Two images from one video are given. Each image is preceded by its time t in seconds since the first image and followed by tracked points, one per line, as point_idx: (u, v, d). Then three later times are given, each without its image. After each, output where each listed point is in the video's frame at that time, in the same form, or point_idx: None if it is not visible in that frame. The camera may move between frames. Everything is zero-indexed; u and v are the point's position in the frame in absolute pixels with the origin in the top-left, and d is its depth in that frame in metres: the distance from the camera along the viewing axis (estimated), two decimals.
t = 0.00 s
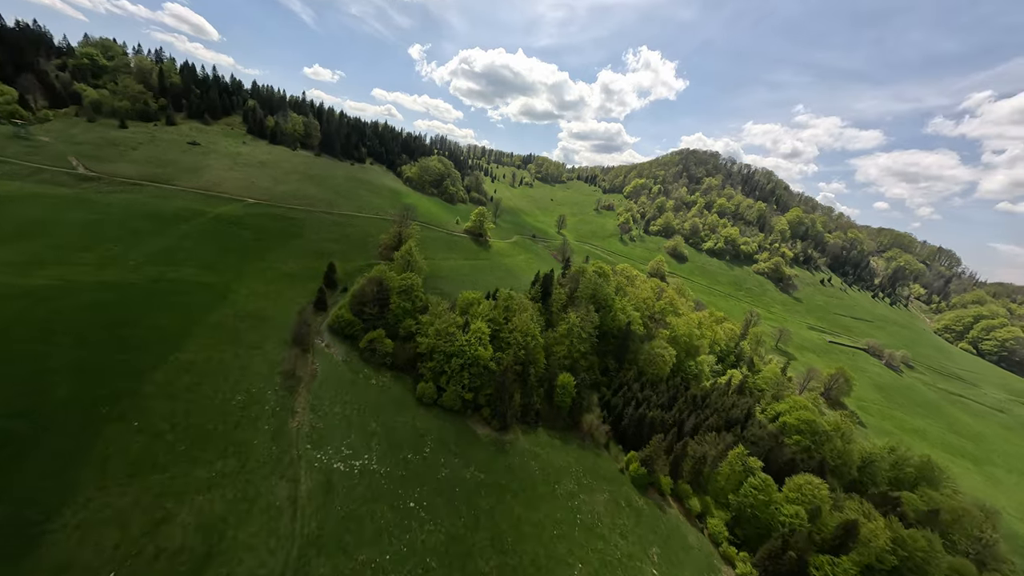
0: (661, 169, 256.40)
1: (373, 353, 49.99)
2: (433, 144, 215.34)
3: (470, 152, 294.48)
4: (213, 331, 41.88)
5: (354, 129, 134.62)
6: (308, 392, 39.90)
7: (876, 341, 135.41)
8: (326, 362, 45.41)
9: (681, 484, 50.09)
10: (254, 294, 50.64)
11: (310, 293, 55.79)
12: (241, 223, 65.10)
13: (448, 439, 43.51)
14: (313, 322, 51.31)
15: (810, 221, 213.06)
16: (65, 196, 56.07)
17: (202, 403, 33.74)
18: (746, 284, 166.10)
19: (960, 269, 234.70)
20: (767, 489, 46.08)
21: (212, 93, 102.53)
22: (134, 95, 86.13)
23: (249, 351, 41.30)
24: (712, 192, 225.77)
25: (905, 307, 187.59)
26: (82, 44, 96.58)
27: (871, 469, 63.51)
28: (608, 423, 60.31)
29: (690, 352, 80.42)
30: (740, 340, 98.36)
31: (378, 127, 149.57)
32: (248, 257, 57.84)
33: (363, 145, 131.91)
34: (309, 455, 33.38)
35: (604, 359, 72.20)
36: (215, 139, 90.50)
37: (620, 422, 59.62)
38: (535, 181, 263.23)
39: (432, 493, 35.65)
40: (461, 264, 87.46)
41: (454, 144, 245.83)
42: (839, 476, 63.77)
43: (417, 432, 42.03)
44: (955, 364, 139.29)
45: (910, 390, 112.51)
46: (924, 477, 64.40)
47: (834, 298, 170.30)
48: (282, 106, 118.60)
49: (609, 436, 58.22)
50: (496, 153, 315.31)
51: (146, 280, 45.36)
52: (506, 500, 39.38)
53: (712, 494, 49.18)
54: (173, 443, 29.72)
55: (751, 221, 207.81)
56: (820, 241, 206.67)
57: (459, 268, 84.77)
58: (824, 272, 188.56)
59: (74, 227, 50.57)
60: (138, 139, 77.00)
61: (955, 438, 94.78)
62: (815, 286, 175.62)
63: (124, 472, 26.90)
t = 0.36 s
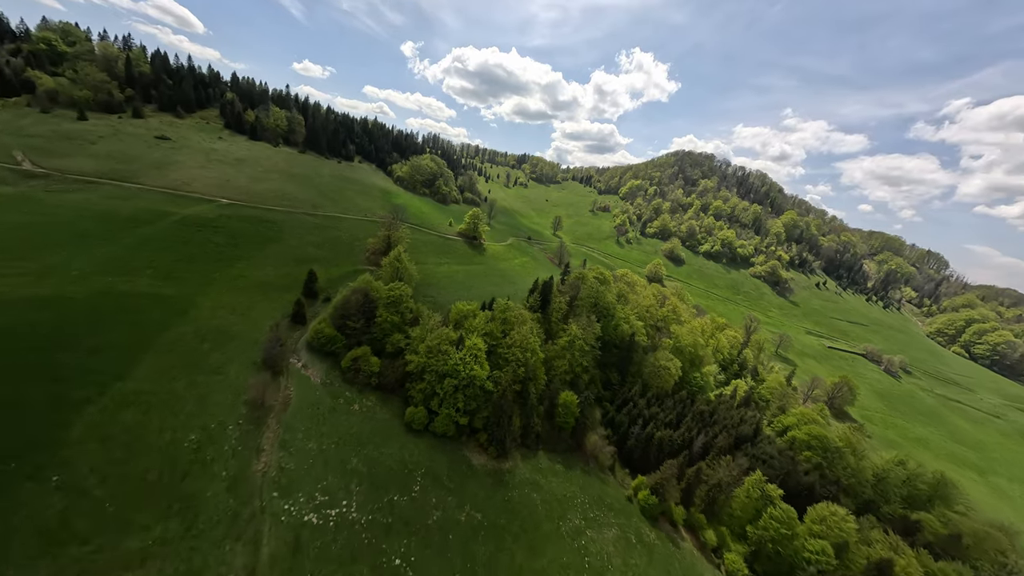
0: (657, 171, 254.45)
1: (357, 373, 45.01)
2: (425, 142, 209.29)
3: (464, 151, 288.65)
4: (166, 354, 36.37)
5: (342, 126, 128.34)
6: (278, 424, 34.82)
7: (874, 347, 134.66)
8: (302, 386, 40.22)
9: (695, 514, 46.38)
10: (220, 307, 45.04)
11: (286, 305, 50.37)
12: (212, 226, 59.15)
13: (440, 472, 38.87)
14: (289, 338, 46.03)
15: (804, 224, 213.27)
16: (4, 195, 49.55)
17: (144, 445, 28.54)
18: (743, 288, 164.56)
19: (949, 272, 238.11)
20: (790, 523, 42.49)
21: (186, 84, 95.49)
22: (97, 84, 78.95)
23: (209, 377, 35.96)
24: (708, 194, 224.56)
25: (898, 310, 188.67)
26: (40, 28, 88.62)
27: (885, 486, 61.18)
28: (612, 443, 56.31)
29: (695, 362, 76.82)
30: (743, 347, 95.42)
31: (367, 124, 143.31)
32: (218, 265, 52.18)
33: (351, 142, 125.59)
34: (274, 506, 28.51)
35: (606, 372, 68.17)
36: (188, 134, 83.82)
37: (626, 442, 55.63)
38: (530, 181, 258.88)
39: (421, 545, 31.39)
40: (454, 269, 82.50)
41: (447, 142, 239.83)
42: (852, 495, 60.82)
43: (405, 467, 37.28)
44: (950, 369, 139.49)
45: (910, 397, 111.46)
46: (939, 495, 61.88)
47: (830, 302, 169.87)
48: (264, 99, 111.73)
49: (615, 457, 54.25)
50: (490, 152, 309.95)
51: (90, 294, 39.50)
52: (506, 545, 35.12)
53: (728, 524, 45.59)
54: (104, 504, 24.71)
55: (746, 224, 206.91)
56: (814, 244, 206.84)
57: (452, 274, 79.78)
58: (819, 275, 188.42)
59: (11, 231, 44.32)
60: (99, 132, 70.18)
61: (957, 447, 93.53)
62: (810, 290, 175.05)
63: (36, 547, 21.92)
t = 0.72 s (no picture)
0: (652, 171, 252.49)
1: (339, 398, 39.97)
2: (416, 140, 203.04)
3: (457, 150, 282.98)
4: (107, 387, 31.20)
5: (328, 122, 122.06)
6: (240, 468, 30.12)
7: (871, 351, 133.90)
8: (273, 417, 35.22)
9: (712, 547, 42.77)
10: (179, 325, 39.63)
11: (259, 319, 45.07)
12: (177, 229, 53.35)
13: (432, 514, 34.48)
14: (261, 359, 40.89)
15: (799, 226, 213.45)
16: None
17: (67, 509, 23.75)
18: (740, 291, 163.08)
19: (937, 274, 241.55)
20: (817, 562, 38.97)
21: (156, 74, 88.47)
22: (52, 72, 71.83)
23: (158, 414, 30.96)
24: (703, 195, 223.23)
25: (890, 313, 189.73)
26: None
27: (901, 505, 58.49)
28: (619, 465, 52.37)
29: (701, 373, 73.35)
30: (746, 355, 92.63)
31: (356, 120, 137.06)
32: (182, 275, 46.77)
33: (338, 140, 119.40)
34: None
35: (610, 386, 64.24)
36: (156, 128, 77.15)
37: (634, 465, 51.77)
38: (524, 181, 254.30)
39: None
40: (447, 275, 77.54)
41: (440, 140, 233.69)
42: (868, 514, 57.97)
43: (391, 512, 32.76)
44: (945, 372, 139.69)
45: (910, 403, 110.39)
46: (954, 512, 59.50)
47: (825, 305, 169.50)
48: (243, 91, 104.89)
49: (622, 483, 50.35)
50: (484, 151, 304.52)
51: (20, 312, 33.82)
52: None
53: (747, 558, 42.22)
54: None
55: (742, 226, 205.99)
56: (808, 246, 206.99)
57: (445, 280, 74.80)
58: (814, 278, 188.27)
59: None
60: (52, 124, 63.41)
61: (959, 455, 92.18)
62: (806, 292, 174.60)
63: None
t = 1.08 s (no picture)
0: (648, 172, 250.41)
1: (317, 431, 35.04)
2: (408, 137, 196.77)
3: (450, 148, 276.97)
4: (29, 433, 26.22)
5: (313, 117, 115.81)
6: (190, 530, 25.61)
7: (870, 354, 133.13)
8: (237, 458, 30.43)
9: None
10: (129, 347, 34.56)
11: (227, 336, 39.91)
12: (134, 235, 47.57)
13: (424, 568, 30.26)
14: (227, 385, 35.81)
15: (794, 228, 213.52)
16: None
17: None
18: (738, 293, 161.42)
19: (926, 275, 244.78)
20: None
21: (122, 62, 81.54)
22: None
23: (92, 465, 26.15)
24: (699, 196, 221.91)
25: (883, 314, 190.77)
26: None
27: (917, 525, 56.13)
28: (627, 490, 48.70)
29: (709, 384, 70.05)
30: (750, 362, 89.89)
31: (343, 116, 130.81)
32: (138, 288, 41.29)
33: (324, 136, 113.23)
34: None
35: (614, 401, 60.46)
36: (121, 121, 70.55)
37: (644, 490, 47.95)
38: (519, 181, 249.94)
39: None
40: (440, 280, 72.75)
41: (432, 138, 227.76)
42: (885, 535, 55.31)
43: (375, 570, 28.47)
44: (940, 374, 139.93)
45: (910, 407, 109.45)
46: (971, 530, 57.21)
47: (822, 307, 169.03)
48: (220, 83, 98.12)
49: (633, 511, 46.66)
50: (477, 150, 298.97)
51: None
52: None
53: None
54: None
55: (737, 227, 205.11)
56: (803, 247, 207.04)
57: (438, 287, 69.91)
58: (809, 279, 188.08)
59: None
60: None
61: (962, 462, 91.09)
62: (802, 294, 174.00)
63: None
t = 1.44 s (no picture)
0: (644, 171, 248.11)
1: (292, 473, 30.22)
2: (400, 134, 190.72)
3: (443, 146, 270.94)
4: None
5: (298, 112, 109.74)
6: None
7: (868, 356, 132.32)
8: (192, 514, 26.47)
9: None
10: (67, 382, 30.15)
11: (187, 361, 35.32)
12: (83, 242, 41.91)
13: None
14: (185, 421, 31.28)
15: (789, 228, 213.38)
16: None
17: None
18: (736, 295, 159.71)
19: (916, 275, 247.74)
20: None
21: (84, 50, 74.97)
22: None
23: (4, 538, 22.63)
24: (695, 196, 220.48)
25: (877, 315, 191.59)
26: None
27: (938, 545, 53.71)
28: (638, 517, 45.09)
29: (718, 395, 66.76)
30: (755, 368, 87.18)
31: (330, 112, 124.67)
32: (83, 304, 36.03)
33: (309, 132, 107.19)
34: None
35: (620, 416, 56.73)
36: (79, 114, 64.28)
37: (658, 519, 44.39)
38: (514, 180, 245.31)
39: None
40: (434, 287, 68.07)
41: (425, 136, 221.58)
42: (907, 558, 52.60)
43: None
44: (936, 376, 140.13)
45: (911, 411, 108.43)
46: (990, 548, 55.23)
47: (819, 309, 168.44)
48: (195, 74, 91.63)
49: (647, 543, 43.08)
50: (471, 148, 293.24)
51: None
52: None
53: None
54: None
55: (734, 228, 203.96)
56: (799, 248, 206.85)
57: (431, 295, 65.25)
58: (806, 280, 187.67)
59: None
60: None
61: (966, 467, 89.93)
62: (799, 296, 173.24)
63: None
